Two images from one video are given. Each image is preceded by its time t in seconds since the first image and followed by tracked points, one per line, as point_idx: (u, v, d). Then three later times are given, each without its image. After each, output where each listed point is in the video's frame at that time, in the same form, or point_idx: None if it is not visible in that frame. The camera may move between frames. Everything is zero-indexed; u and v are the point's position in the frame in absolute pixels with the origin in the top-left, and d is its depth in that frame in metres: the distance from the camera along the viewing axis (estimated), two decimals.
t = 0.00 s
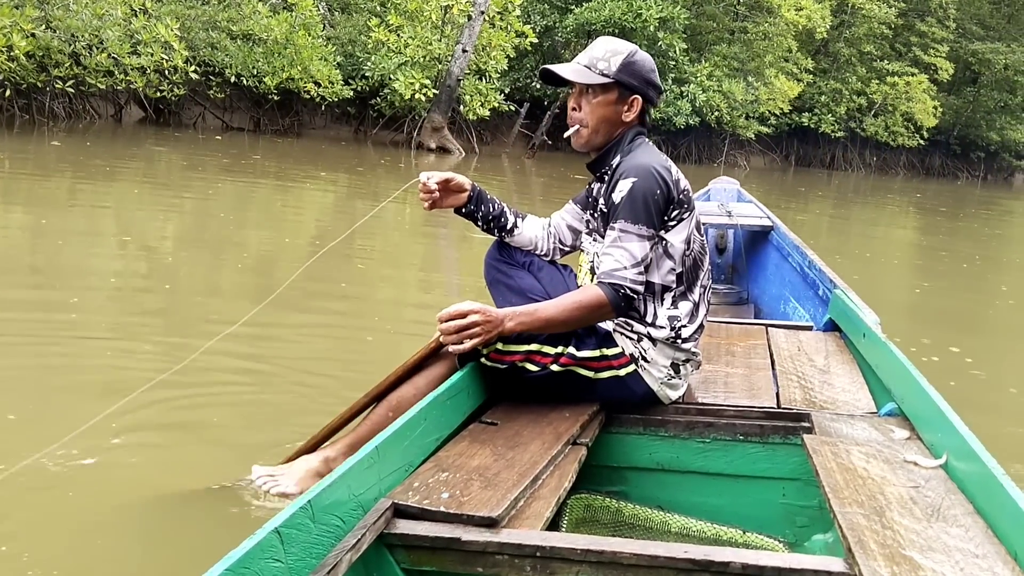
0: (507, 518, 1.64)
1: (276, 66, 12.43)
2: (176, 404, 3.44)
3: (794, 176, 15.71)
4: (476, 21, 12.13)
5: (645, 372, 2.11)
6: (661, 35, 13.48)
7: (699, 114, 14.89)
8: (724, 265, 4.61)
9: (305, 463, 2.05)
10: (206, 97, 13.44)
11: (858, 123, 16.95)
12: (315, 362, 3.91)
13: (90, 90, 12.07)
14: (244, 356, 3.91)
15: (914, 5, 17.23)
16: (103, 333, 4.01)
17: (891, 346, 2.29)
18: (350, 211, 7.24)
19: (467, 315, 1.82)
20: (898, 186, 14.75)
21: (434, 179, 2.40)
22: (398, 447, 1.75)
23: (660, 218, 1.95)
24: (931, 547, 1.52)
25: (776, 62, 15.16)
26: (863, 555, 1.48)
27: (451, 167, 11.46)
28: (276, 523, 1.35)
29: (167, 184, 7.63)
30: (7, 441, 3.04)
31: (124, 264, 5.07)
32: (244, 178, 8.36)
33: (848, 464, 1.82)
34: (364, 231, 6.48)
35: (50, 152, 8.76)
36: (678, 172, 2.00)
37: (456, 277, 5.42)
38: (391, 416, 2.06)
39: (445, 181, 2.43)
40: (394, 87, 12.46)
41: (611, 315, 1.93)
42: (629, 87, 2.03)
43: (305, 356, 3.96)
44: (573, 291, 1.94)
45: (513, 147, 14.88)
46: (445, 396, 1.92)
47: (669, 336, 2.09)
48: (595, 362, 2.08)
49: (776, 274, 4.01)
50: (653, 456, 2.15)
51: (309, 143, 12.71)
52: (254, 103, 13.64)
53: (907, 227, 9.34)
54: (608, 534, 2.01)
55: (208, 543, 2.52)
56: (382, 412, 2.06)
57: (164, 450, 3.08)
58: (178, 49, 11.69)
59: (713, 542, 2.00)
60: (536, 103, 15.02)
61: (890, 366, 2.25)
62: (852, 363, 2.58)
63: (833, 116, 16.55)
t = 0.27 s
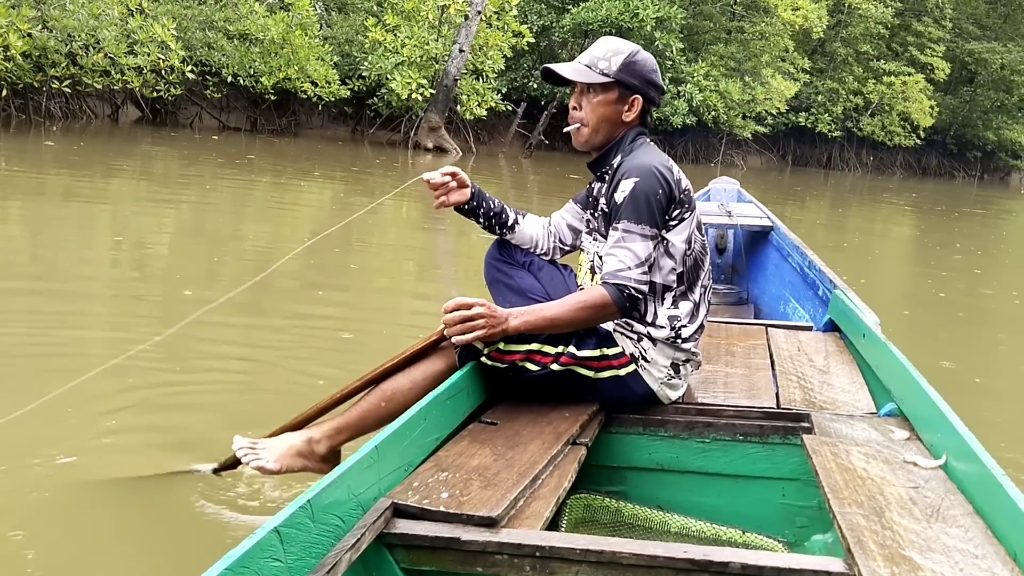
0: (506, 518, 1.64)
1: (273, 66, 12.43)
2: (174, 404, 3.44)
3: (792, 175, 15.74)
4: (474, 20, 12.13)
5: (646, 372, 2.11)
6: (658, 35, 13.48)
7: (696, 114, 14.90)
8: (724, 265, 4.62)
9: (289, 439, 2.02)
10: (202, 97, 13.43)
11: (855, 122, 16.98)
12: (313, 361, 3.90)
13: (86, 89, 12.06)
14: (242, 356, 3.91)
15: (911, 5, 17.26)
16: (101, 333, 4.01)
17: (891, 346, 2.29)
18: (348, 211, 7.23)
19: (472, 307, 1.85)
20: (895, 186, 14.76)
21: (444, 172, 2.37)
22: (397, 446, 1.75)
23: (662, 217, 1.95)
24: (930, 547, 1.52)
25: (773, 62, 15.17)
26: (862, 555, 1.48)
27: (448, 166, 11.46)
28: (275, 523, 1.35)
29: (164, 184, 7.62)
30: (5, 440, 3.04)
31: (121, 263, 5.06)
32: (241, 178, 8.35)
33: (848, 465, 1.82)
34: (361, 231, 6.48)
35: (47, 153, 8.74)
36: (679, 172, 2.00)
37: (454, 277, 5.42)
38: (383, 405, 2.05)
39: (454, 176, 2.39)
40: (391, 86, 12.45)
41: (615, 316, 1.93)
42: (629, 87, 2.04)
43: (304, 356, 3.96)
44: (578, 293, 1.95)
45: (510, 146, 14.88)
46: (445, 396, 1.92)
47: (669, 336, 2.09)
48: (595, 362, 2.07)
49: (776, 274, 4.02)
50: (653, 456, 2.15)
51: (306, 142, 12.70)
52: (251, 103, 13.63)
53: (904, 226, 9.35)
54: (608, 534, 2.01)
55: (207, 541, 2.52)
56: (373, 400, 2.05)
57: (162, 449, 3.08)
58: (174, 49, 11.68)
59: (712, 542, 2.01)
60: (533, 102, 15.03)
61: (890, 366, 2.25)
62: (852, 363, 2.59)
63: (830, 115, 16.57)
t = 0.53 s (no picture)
0: (506, 518, 1.64)
1: (270, 66, 12.40)
2: (171, 403, 3.43)
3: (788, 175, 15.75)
4: (470, 20, 12.13)
5: (646, 373, 2.11)
6: (654, 35, 13.46)
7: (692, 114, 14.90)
8: (724, 265, 4.62)
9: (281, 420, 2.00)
10: (199, 97, 13.41)
11: (851, 122, 16.98)
12: (310, 361, 3.90)
13: (83, 89, 12.04)
14: (240, 356, 3.91)
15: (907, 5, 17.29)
16: (99, 334, 4.01)
17: (890, 346, 2.30)
18: (345, 211, 7.23)
19: (478, 301, 1.84)
20: (892, 186, 14.76)
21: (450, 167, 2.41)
22: (396, 446, 1.74)
23: (663, 217, 1.95)
24: (929, 547, 1.52)
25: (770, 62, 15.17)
26: (862, 555, 1.48)
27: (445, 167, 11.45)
28: (275, 523, 1.35)
29: (161, 184, 7.62)
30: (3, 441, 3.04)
31: (118, 263, 5.06)
32: (239, 179, 8.35)
33: (847, 465, 1.83)
34: (359, 231, 6.47)
35: (43, 152, 8.73)
36: (679, 172, 2.00)
37: (452, 276, 5.42)
38: (378, 398, 2.02)
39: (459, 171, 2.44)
40: (388, 86, 12.44)
41: (618, 317, 1.93)
42: (631, 87, 2.04)
43: (301, 355, 3.96)
44: (581, 293, 1.95)
45: (507, 146, 14.88)
46: (444, 395, 1.92)
47: (670, 337, 2.09)
48: (595, 363, 2.07)
49: (776, 274, 4.02)
50: (653, 457, 2.16)
51: (303, 142, 12.68)
52: (248, 103, 13.60)
53: (901, 226, 9.36)
54: (608, 534, 2.01)
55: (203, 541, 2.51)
56: (368, 390, 2.02)
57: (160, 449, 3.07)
58: (171, 49, 11.66)
59: (713, 542, 2.01)
60: (530, 102, 15.03)
61: (889, 367, 2.26)
62: (852, 363, 2.59)
63: (827, 115, 16.58)
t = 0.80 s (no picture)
0: (506, 518, 1.64)
1: (266, 66, 12.37)
2: (169, 403, 3.43)
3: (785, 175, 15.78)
4: (467, 20, 12.12)
5: (647, 373, 2.11)
6: (651, 35, 13.47)
7: (689, 113, 14.91)
8: (724, 265, 4.63)
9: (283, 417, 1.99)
10: (196, 97, 13.41)
11: (848, 122, 16.96)
12: (308, 361, 3.90)
13: (79, 89, 12.04)
14: (237, 356, 3.91)
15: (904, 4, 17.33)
16: (96, 333, 4.00)
17: (891, 346, 2.30)
18: (343, 211, 7.23)
19: (478, 297, 1.84)
20: (890, 185, 14.77)
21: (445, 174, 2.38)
22: (396, 446, 1.74)
23: (664, 218, 1.95)
24: (928, 547, 1.53)
25: (767, 62, 15.17)
26: (861, 556, 1.48)
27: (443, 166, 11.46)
28: (274, 523, 1.35)
29: (158, 184, 7.61)
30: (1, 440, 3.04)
31: (115, 263, 5.06)
32: (236, 178, 8.34)
33: (846, 465, 1.83)
34: (357, 231, 6.47)
35: (39, 152, 8.73)
36: (679, 172, 2.00)
37: (449, 276, 5.42)
38: (378, 396, 2.01)
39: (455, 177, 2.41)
40: (385, 86, 12.43)
41: (618, 317, 1.93)
42: (630, 87, 2.04)
43: (299, 355, 3.95)
44: (582, 293, 1.95)
45: (504, 145, 14.89)
46: (444, 395, 1.92)
47: (670, 337, 2.09)
48: (595, 363, 2.07)
49: (776, 275, 4.03)
50: (653, 457, 2.16)
51: (300, 142, 12.68)
52: (244, 103, 13.60)
53: (898, 226, 9.38)
54: (608, 534, 2.01)
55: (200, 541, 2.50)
56: (368, 389, 2.01)
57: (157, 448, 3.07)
58: (168, 49, 11.66)
59: (712, 542, 2.01)
60: (527, 102, 15.05)
61: (889, 367, 2.26)
62: (851, 363, 2.60)
63: (824, 115, 16.61)
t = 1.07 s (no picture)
0: (506, 518, 1.63)
1: (263, 65, 12.39)
2: (165, 403, 3.41)
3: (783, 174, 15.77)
4: (464, 19, 12.11)
5: (647, 374, 2.10)
6: (648, 35, 13.46)
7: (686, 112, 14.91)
8: (724, 265, 4.62)
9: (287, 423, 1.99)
10: (192, 97, 13.38)
11: (846, 121, 16.92)
12: (304, 360, 3.89)
13: (75, 89, 12.01)
14: (233, 355, 3.89)
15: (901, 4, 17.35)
16: (91, 334, 3.98)
17: (891, 346, 2.29)
18: (340, 211, 7.22)
19: (473, 296, 1.85)
20: (887, 185, 14.78)
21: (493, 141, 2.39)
22: (396, 446, 1.73)
23: (662, 219, 1.94)
24: (930, 547, 1.52)
25: (764, 61, 15.17)
26: (862, 556, 1.47)
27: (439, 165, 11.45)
28: (273, 523, 1.34)
29: (154, 183, 7.58)
30: None
31: (111, 262, 5.04)
32: (232, 178, 8.32)
33: (849, 465, 1.82)
34: (354, 230, 6.46)
35: (35, 152, 8.70)
36: (676, 173, 1.99)
37: (446, 275, 5.40)
38: (381, 403, 2.01)
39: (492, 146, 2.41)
40: (382, 86, 12.42)
41: (616, 319, 1.92)
42: (628, 87, 2.02)
43: (296, 355, 3.94)
44: (581, 294, 1.94)
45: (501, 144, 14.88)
46: (444, 396, 1.90)
47: (670, 338, 2.07)
48: (595, 364, 2.07)
49: (776, 274, 4.02)
50: (653, 457, 2.15)
51: (297, 142, 12.67)
52: (241, 102, 13.58)
53: (894, 224, 9.39)
54: (608, 535, 2.00)
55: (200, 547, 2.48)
56: (371, 396, 2.02)
57: (152, 448, 3.06)
58: (164, 49, 11.62)
59: (713, 542, 2.00)
60: (524, 102, 15.04)
61: (890, 367, 2.25)
62: (852, 363, 2.59)
63: (821, 114, 16.63)
